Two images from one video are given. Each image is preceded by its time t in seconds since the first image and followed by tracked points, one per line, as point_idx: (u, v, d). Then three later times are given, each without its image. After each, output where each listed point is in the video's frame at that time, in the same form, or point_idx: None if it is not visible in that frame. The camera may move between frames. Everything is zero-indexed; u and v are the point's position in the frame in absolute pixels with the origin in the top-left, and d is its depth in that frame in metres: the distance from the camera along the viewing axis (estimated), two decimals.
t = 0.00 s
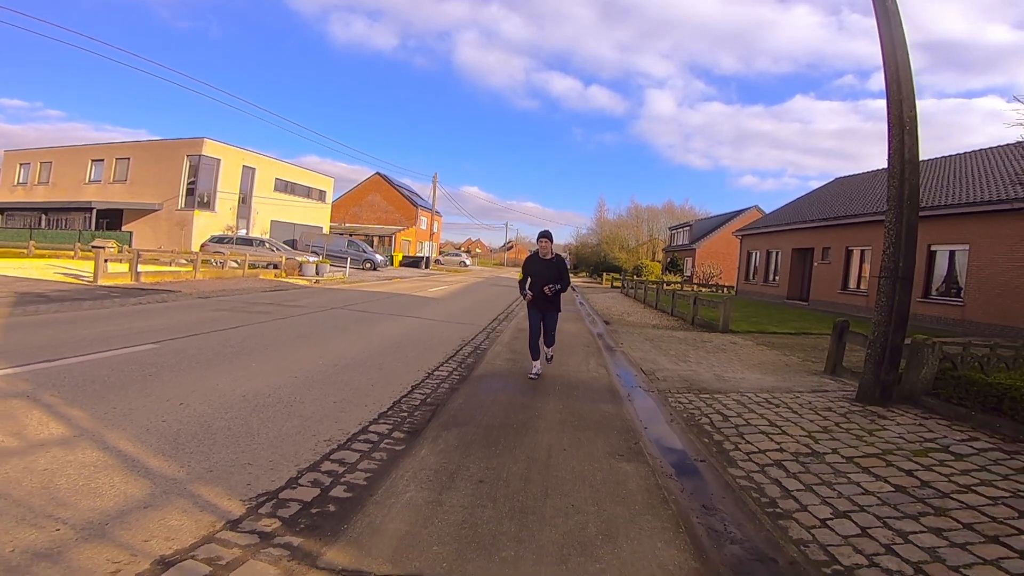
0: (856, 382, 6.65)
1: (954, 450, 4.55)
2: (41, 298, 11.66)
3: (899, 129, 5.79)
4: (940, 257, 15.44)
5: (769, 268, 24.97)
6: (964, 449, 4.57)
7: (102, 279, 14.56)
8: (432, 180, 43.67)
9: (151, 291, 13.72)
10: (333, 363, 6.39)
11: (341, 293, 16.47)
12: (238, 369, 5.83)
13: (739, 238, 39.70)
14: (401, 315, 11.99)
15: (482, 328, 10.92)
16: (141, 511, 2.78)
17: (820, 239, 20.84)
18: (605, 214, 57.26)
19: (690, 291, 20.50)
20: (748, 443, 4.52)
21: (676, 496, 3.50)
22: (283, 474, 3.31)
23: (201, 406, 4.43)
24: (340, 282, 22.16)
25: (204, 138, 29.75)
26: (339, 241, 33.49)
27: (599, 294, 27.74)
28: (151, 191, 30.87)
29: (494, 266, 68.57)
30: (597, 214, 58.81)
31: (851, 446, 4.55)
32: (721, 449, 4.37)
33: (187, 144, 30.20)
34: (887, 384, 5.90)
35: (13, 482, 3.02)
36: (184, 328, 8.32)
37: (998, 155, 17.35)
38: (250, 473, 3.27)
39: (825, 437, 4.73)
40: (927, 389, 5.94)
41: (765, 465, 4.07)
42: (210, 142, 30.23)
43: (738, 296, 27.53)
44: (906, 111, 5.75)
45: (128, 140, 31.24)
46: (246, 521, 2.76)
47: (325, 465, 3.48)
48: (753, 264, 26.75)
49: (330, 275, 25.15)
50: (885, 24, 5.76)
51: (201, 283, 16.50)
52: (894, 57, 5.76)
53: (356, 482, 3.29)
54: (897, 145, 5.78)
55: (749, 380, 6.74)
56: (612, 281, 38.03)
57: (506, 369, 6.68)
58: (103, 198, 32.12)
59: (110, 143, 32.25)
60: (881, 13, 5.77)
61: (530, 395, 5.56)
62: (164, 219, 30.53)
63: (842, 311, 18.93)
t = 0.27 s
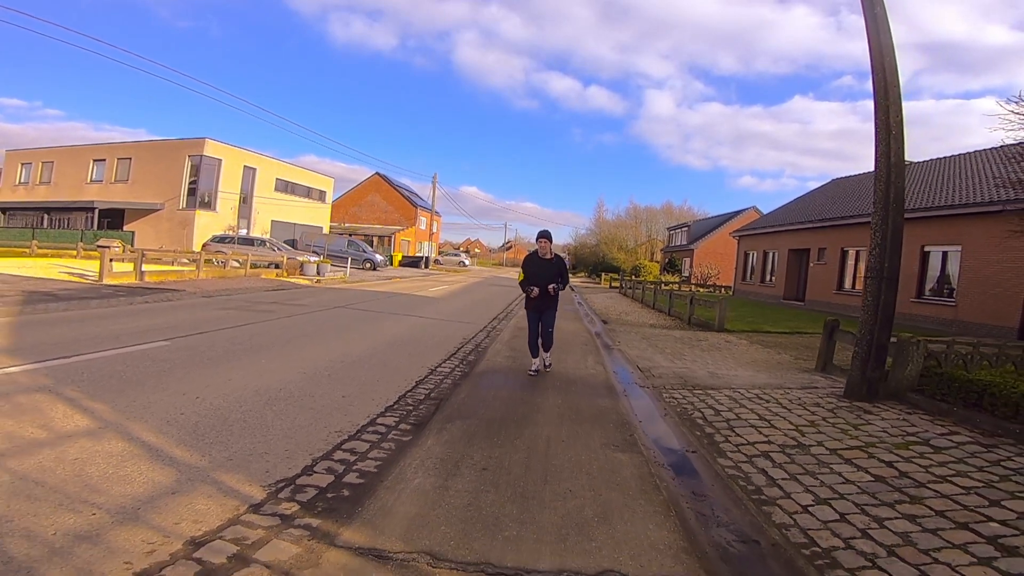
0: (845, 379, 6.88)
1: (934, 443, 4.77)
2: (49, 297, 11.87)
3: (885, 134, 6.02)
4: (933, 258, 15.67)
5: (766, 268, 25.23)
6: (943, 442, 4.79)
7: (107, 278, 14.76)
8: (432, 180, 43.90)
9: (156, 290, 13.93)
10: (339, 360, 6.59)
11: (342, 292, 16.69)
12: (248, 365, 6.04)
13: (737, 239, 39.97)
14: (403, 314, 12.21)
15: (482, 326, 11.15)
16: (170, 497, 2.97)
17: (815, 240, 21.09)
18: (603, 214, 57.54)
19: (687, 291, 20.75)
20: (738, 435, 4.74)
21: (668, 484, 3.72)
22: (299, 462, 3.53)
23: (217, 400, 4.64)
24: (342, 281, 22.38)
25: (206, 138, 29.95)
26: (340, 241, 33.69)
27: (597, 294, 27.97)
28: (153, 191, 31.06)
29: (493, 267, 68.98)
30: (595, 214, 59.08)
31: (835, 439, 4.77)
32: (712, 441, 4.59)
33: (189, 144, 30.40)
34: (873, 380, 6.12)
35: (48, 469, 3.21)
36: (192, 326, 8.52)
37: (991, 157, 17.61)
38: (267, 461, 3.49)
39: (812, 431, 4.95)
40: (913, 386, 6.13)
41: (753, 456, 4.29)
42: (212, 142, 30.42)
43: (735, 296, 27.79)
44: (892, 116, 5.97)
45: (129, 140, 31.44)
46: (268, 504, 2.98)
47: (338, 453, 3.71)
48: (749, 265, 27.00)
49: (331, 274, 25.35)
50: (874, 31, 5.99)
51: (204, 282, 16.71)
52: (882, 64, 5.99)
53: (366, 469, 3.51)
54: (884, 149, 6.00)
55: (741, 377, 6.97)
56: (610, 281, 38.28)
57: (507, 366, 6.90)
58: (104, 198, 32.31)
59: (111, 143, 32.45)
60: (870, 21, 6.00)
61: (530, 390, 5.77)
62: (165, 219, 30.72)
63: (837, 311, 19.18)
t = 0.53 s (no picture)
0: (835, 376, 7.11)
1: (915, 436, 4.99)
2: (56, 295, 12.06)
3: (873, 138, 6.25)
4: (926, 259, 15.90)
5: (762, 268, 25.48)
6: (924, 436, 5.01)
7: (112, 277, 14.96)
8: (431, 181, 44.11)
9: (160, 290, 14.12)
10: (344, 357, 6.80)
11: (344, 292, 16.91)
12: (257, 361, 6.24)
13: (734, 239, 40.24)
14: (404, 313, 12.43)
15: (482, 325, 11.37)
16: (194, 483, 3.16)
17: (811, 241, 21.34)
18: (602, 214, 57.82)
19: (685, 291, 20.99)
20: (728, 428, 4.96)
21: (660, 472, 3.93)
22: (313, 450, 3.75)
23: (230, 394, 4.84)
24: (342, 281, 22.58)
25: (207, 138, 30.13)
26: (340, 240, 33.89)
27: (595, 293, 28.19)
28: (154, 190, 31.24)
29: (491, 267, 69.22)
30: (594, 214, 59.33)
31: (821, 432, 5.00)
32: (703, 433, 4.81)
33: (190, 144, 30.58)
34: (860, 377, 6.35)
35: (77, 458, 3.40)
36: (199, 324, 8.73)
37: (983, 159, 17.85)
38: (283, 450, 3.70)
39: (799, 424, 5.18)
40: (899, 382, 6.37)
41: (742, 447, 4.51)
42: (213, 142, 30.61)
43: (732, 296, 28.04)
44: (880, 120, 6.19)
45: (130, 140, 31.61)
46: (286, 488, 3.19)
47: (349, 442, 3.93)
48: (746, 265, 27.25)
49: (331, 274, 25.54)
50: (864, 38, 6.21)
51: (207, 282, 16.91)
52: (871, 71, 6.22)
53: (376, 457, 3.72)
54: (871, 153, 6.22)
55: (734, 374, 7.19)
56: (609, 281, 38.52)
57: (507, 363, 7.11)
58: (106, 198, 32.48)
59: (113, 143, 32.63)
60: (860, 27, 6.22)
61: (530, 386, 5.99)
62: (166, 218, 30.90)
63: (832, 310, 19.42)
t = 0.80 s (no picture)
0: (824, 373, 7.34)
1: (898, 430, 5.23)
2: (63, 294, 12.24)
3: (860, 142, 6.48)
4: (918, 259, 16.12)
5: (758, 269, 25.75)
6: (906, 429, 5.25)
7: (116, 276, 15.17)
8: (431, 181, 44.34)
9: (164, 289, 14.30)
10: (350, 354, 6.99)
11: (344, 291, 17.14)
12: (265, 358, 6.45)
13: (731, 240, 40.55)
14: (404, 312, 12.65)
15: (481, 323, 11.60)
16: (216, 470, 3.36)
17: (806, 241, 21.61)
18: (600, 215, 58.12)
19: (681, 291, 21.24)
20: (719, 421, 5.19)
21: (652, 462, 4.15)
22: (325, 441, 3.96)
23: (242, 389, 5.04)
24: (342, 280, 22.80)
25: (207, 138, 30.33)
26: (340, 240, 34.09)
27: (594, 293, 28.42)
28: (155, 190, 31.42)
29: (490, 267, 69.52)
30: (592, 215, 59.58)
31: (808, 425, 5.23)
32: (695, 426, 5.04)
33: (190, 144, 30.77)
34: (848, 373, 6.58)
35: (104, 448, 3.57)
36: (205, 322, 8.93)
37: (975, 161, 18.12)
38: (296, 440, 3.92)
39: (787, 418, 5.41)
40: (885, 378, 6.61)
41: (731, 439, 4.74)
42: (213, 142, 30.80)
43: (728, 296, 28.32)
44: (867, 126, 6.44)
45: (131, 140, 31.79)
46: (302, 475, 3.41)
47: (359, 433, 4.15)
48: (743, 265, 27.49)
49: (331, 274, 25.72)
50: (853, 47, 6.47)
51: (210, 281, 17.10)
52: (859, 76, 6.46)
53: (385, 447, 3.94)
54: (859, 156, 6.46)
55: (727, 371, 7.43)
56: (607, 281, 38.79)
57: (507, 361, 7.33)
58: (107, 198, 32.64)
59: (114, 143, 32.80)
60: (850, 37, 6.48)
61: (529, 382, 6.21)
62: (167, 218, 31.09)
63: (827, 310, 19.68)
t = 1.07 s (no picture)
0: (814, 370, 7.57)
1: (881, 424, 5.45)
2: (69, 294, 12.41)
3: (848, 146, 6.71)
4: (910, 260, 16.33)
5: (755, 269, 26.00)
6: (890, 423, 5.47)
7: (119, 276, 15.37)
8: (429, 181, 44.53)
9: (167, 288, 14.48)
10: (354, 351, 7.19)
11: (345, 291, 17.35)
12: (272, 355, 6.65)
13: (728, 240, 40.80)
14: (405, 311, 12.86)
15: (481, 322, 11.82)
16: (235, 459, 3.54)
17: (802, 241, 21.85)
18: (598, 215, 58.35)
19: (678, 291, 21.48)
20: (710, 415, 5.41)
21: (645, 452, 4.37)
22: (335, 433, 4.17)
23: (253, 385, 5.23)
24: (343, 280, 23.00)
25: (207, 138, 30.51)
26: (339, 240, 34.26)
27: (592, 293, 28.66)
28: (155, 190, 31.59)
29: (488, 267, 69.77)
30: (590, 215, 59.82)
31: (795, 419, 5.45)
32: (686, 419, 5.26)
33: (191, 144, 30.94)
34: (836, 369, 6.81)
35: (128, 438, 3.75)
36: (211, 321, 9.14)
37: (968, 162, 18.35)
38: (308, 432, 4.12)
39: (776, 412, 5.64)
40: (871, 374, 6.84)
41: (721, 432, 4.96)
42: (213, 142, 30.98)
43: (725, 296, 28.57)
44: (855, 130, 6.67)
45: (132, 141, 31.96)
46: (315, 463, 3.61)
47: (366, 425, 4.35)
48: (739, 265, 27.73)
49: (331, 273, 25.90)
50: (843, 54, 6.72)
51: (213, 281, 17.28)
52: (849, 81, 6.69)
53: (392, 438, 4.15)
54: (847, 160, 6.69)
55: (719, 368, 7.66)
56: (605, 281, 39.03)
57: (507, 358, 7.54)
58: (107, 198, 32.79)
59: (114, 143, 32.98)
60: (840, 45, 6.72)
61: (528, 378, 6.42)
62: (167, 218, 31.26)
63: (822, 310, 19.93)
